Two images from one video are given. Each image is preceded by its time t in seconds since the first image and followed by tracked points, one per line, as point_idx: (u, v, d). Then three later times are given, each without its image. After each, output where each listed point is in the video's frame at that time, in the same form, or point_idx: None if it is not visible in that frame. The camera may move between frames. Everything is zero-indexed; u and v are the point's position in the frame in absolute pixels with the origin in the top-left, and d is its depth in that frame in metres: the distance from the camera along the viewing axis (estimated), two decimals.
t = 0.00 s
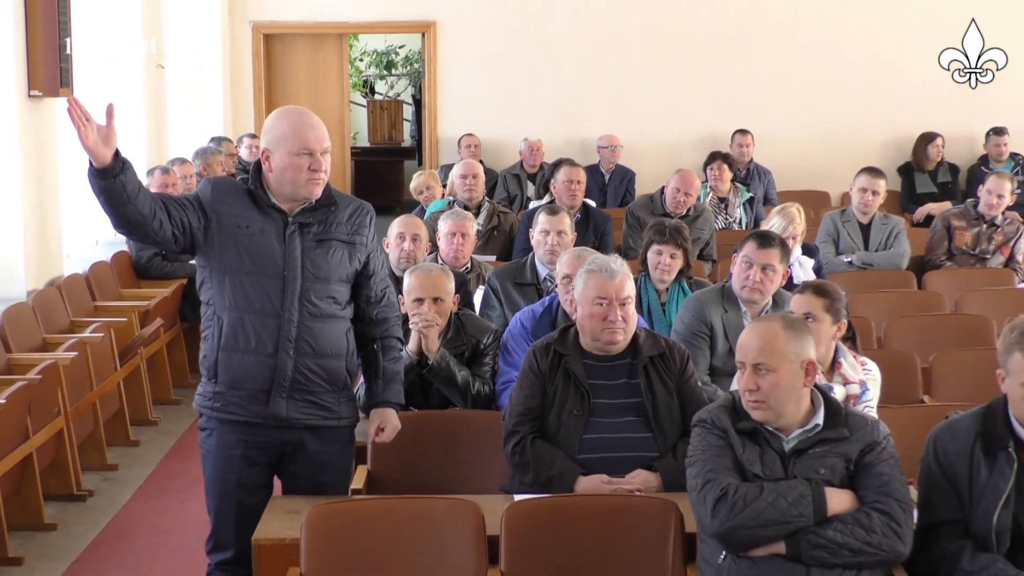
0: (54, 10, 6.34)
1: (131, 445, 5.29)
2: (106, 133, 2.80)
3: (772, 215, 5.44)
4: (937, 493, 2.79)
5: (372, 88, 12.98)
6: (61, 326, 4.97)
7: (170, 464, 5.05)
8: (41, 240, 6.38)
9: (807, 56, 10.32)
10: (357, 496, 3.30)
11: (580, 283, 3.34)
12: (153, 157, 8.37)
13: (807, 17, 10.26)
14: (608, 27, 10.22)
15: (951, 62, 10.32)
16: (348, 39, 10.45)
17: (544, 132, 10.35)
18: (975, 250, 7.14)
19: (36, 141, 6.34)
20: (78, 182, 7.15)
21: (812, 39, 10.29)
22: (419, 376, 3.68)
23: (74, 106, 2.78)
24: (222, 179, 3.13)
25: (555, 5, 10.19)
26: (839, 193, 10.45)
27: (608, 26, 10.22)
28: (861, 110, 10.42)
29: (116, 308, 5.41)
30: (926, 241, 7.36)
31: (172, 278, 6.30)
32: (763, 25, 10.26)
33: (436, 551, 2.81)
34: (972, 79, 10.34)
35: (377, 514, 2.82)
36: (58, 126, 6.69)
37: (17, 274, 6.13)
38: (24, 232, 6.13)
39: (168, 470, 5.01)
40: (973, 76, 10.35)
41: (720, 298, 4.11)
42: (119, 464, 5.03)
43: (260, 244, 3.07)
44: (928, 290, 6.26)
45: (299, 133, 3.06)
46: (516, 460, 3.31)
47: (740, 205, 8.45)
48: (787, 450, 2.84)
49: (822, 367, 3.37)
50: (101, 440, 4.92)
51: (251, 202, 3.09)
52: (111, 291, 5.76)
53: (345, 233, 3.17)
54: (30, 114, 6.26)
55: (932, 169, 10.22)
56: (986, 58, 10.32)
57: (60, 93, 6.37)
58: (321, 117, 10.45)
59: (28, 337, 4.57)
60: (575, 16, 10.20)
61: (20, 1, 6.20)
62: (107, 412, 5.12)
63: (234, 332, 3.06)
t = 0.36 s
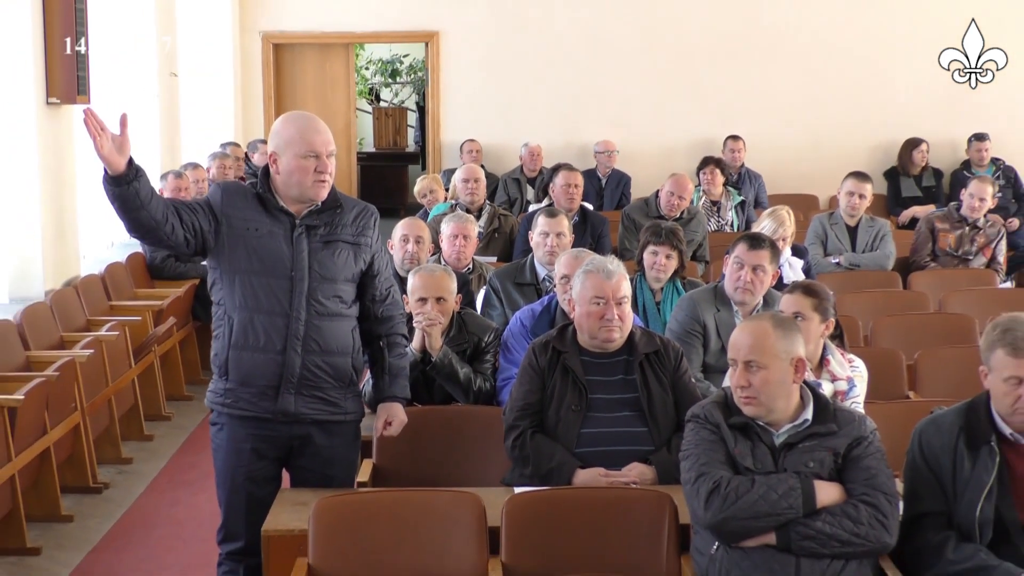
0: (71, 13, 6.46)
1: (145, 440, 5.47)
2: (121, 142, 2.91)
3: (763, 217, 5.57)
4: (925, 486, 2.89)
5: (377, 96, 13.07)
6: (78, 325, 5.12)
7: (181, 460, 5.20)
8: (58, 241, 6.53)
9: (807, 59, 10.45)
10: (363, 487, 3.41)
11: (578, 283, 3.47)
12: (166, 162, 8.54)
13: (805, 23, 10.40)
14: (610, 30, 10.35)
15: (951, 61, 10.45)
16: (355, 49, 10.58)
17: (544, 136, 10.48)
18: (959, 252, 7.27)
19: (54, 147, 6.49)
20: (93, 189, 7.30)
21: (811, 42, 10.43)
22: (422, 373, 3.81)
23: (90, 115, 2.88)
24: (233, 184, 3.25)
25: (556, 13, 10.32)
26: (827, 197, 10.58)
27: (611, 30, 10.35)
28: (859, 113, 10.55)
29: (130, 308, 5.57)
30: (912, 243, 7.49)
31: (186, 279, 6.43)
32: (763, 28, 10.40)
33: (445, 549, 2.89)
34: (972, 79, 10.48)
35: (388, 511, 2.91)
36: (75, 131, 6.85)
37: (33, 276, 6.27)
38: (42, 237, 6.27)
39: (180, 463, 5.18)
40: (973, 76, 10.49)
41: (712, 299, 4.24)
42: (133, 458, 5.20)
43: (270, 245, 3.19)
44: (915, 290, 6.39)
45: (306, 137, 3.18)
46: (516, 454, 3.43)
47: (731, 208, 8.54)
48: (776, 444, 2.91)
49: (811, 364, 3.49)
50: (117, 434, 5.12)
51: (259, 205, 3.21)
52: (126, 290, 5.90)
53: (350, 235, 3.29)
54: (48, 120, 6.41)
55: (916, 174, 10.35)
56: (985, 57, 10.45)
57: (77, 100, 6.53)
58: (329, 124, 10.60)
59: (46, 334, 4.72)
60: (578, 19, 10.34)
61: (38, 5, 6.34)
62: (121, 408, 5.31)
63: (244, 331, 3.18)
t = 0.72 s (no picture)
0: (74, 11, 6.46)
1: (148, 437, 5.47)
2: (124, 140, 2.92)
3: (765, 216, 5.56)
4: (926, 484, 2.89)
5: (380, 94, 13.13)
6: (80, 323, 5.12)
7: (183, 458, 5.20)
8: (61, 241, 6.54)
9: (808, 58, 10.45)
10: (365, 486, 3.42)
11: (580, 281, 3.47)
12: (170, 162, 8.56)
13: (807, 24, 10.40)
14: (611, 29, 10.35)
15: (950, 62, 10.45)
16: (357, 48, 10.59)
17: (546, 135, 10.49)
18: (961, 251, 7.27)
19: (57, 146, 6.50)
20: (96, 188, 7.32)
21: (812, 41, 10.42)
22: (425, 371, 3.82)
23: (90, 114, 2.89)
24: (235, 183, 3.25)
25: (558, 13, 10.32)
26: (830, 196, 10.59)
27: (611, 29, 10.35)
28: (860, 112, 10.55)
29: (133, 306, 5.58)
30: (914, 241, 7.49)
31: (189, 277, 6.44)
32: (764, 28, 10.40)
33: (444, 549, 2.89)
34: (972, 79, 10.48)
35: (389, 510, 2.90)
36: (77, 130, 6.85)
37: (37, 275, 6.27)
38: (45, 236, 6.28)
39: (183, 461, 5.18)
40: (973, 76, 10.49)
41: (714, 298, 4.24)
42: (136, 456, 5.20)
43: (272, 244, 3.19)
44: (917, 288, 6.40)
45: (308, 136, 3.18)
46: (519, 453, 3.43)
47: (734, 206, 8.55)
48: (779, 442, 2.91)
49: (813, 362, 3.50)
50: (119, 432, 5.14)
51: (262, 204, 3.22)
52: (129, 289, 5.91)
53: (352, 233, 3.29)
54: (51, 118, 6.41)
55: (919, 172, 10.34)
56: (985, 58, 10.45)
57: (80, 99, 6.53)
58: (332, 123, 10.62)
59: (49, 332, 4.72)
60: (579, 19, 10.34)
61: (41, 4, 6.34)
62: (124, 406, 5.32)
63: (247, 330, 3.18)
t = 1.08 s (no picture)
0: (77, 11, 6.46)
1: (150, 438, 5.47)
2: (129, 142, 2.92)
3: (768, 217, 5.56)
4: (928, 485, 2.89)
5: (383, 95, 13.11)
6: (83, 323, 5.12)
7: (186, 458, 5.20)
8: (64, 242, 6.54)
9: (809, 59, 10.45)
10: (367, 486, 3.42)
11: (583, 282, 3.46)
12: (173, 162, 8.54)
13: (809, 25, 10.40)
14: (612, 29, 10.35)
15: (950, 62, 10.45)
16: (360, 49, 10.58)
17: (548, 136, 10.49)
18: (964, 252, 7.26)
19: (60, 146, 6.51)
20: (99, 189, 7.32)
21: (813, 42, 10.42)
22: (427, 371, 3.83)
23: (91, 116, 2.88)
24: (238, 183, 3.25)
25: (560, 14, 10.32)
26: (832, 197, 10.58)
27: (612, 30, 10.36)
28: (862, 113, 10.55)
29: (136, 307, 5.58)
30: (917, 242, 7.48)
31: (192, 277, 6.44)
32: (766, 28, 10.40)
33: (445, 549, 2.89)
34: (972, 79, 10.48)
35: (390, 510, 2.90)
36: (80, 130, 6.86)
37: (40, 276, 6.28)
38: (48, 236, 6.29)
39: (186, 461, 5.19)
40: (973, 76, 10.48)
41: (717, 298, 4.24)
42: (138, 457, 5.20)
43: (274, 244, 3.19)
44: (919, 289, 6.39)
45: (310, 140, 3.18)
46: (521, 454, 3.43)
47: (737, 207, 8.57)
48: (782, 444, 2.90)
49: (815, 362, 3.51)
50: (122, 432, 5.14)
51: (264, 204, 3.22)
52: (131, 289, 5.91)
53: (354, 233, 3.29)
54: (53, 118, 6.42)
55: (922, 174, 10.34)
56: (985, 58, 10.45)
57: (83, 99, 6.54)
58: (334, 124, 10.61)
59: (51, 333, 4.72)
60: (580, 19, 10.33)
61: (44, 4, 6.34)
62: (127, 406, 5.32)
63: (249, 330, 3.18)
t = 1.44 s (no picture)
0: (78, 11, 6.47)
1: (151, 438, 5.47)
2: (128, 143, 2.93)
3: (768, 217, 5.56)
4: (929, 486, 2.89)
5: (384, 95, 13.13)
6: (83, 323, 5.12)
7: (186, 459, 5.20)
8: (65, 242, 6.54)
9: (809, 59, 10.45)
10: (368, 486, 3.42)
11: (583, 282, 3.46)
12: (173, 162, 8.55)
13: (809, 25, 10.40)
14: (612, 29, 10.35)
15: (950, 62, 10.45)
16: (361, 49, 10.59)
17: (549, 136, 10.49)
18: (965, 253, 7.27)
19: (61, 146, 6.51)
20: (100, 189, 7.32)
21: (813, 41, 10.42)
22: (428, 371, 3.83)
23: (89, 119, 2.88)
24: (239, 183, 3.25)
25: (560, 14, 10.32)
26: (832, 196, 10.58)
27: (612, 29, 10.35)
28: (862, 113, 10.54)
29: (136, 307, 5.58)
30: (918, 242, 7.48)
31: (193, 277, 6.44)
32: (766, 28, 10.40)
33: (446, 549, 2.89)
34: (972, 79, 10.47)
35: (390, 510, 2.90)
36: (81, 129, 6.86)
37: (42, 276, 6.29)
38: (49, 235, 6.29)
39: (186, 461, 5.18)
40: (973, 76, 10.48)
41: (717, 297, 4.24)
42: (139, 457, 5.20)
43: (275, 244, 3.19)
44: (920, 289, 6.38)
45: (309, 149, 3.16)
46: (522, 454, 3.43)
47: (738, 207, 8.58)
48: (783, 444, 2.90)
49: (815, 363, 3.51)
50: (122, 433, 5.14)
51: (265, 205, 3.21)
52: (132, 289, 5.91)
53: (355, 233, 3.29)
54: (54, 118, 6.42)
55: (923, 173, 10.34)
56: (985, 57, 10.44)
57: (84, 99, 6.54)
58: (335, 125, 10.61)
59: (51, 333, 4.71)
60: (579, 19, 10.33)
61: (45, 4, 6.34)
62: (127, 407, 5.32)
63: (249, 330, 3.18)
